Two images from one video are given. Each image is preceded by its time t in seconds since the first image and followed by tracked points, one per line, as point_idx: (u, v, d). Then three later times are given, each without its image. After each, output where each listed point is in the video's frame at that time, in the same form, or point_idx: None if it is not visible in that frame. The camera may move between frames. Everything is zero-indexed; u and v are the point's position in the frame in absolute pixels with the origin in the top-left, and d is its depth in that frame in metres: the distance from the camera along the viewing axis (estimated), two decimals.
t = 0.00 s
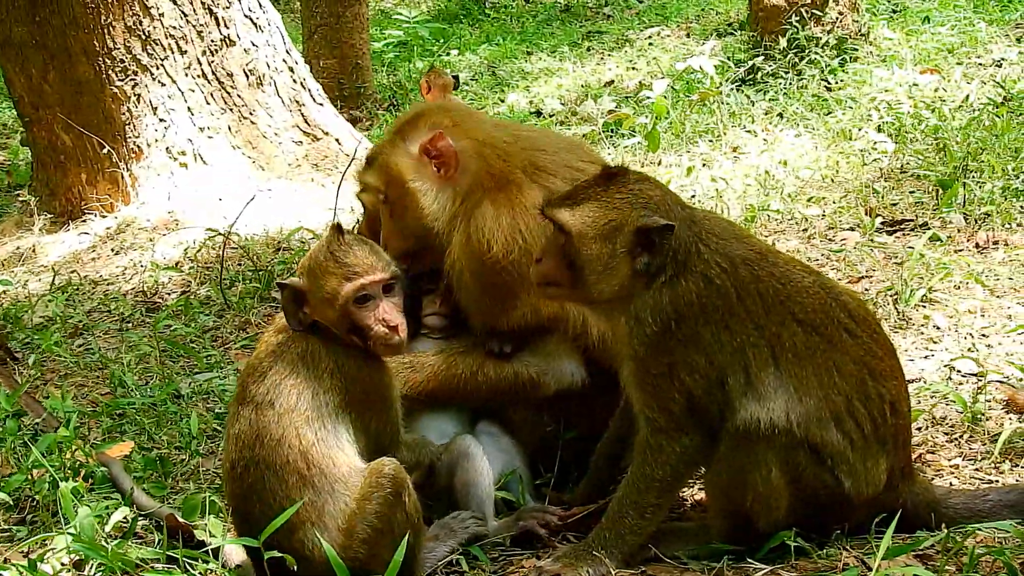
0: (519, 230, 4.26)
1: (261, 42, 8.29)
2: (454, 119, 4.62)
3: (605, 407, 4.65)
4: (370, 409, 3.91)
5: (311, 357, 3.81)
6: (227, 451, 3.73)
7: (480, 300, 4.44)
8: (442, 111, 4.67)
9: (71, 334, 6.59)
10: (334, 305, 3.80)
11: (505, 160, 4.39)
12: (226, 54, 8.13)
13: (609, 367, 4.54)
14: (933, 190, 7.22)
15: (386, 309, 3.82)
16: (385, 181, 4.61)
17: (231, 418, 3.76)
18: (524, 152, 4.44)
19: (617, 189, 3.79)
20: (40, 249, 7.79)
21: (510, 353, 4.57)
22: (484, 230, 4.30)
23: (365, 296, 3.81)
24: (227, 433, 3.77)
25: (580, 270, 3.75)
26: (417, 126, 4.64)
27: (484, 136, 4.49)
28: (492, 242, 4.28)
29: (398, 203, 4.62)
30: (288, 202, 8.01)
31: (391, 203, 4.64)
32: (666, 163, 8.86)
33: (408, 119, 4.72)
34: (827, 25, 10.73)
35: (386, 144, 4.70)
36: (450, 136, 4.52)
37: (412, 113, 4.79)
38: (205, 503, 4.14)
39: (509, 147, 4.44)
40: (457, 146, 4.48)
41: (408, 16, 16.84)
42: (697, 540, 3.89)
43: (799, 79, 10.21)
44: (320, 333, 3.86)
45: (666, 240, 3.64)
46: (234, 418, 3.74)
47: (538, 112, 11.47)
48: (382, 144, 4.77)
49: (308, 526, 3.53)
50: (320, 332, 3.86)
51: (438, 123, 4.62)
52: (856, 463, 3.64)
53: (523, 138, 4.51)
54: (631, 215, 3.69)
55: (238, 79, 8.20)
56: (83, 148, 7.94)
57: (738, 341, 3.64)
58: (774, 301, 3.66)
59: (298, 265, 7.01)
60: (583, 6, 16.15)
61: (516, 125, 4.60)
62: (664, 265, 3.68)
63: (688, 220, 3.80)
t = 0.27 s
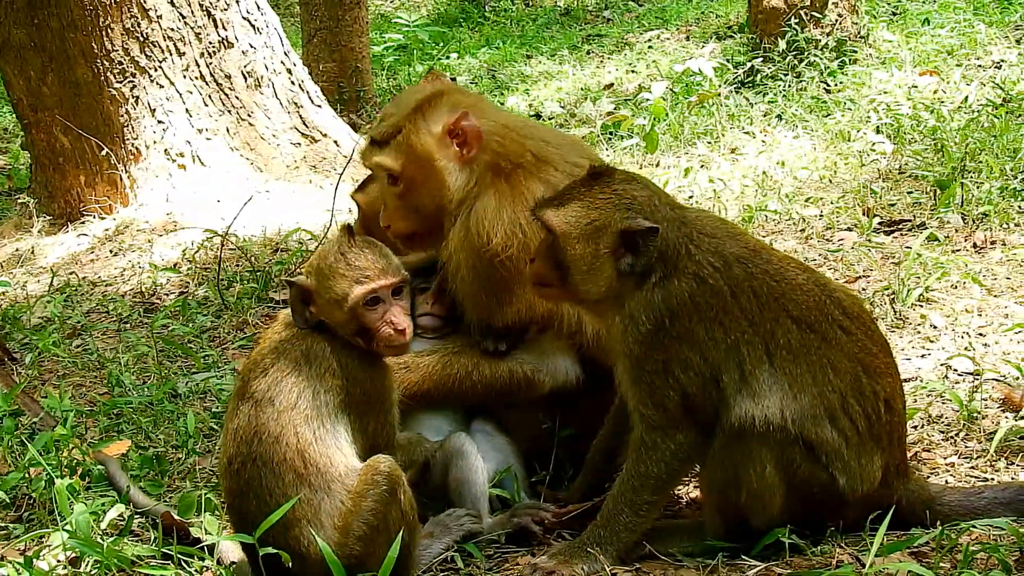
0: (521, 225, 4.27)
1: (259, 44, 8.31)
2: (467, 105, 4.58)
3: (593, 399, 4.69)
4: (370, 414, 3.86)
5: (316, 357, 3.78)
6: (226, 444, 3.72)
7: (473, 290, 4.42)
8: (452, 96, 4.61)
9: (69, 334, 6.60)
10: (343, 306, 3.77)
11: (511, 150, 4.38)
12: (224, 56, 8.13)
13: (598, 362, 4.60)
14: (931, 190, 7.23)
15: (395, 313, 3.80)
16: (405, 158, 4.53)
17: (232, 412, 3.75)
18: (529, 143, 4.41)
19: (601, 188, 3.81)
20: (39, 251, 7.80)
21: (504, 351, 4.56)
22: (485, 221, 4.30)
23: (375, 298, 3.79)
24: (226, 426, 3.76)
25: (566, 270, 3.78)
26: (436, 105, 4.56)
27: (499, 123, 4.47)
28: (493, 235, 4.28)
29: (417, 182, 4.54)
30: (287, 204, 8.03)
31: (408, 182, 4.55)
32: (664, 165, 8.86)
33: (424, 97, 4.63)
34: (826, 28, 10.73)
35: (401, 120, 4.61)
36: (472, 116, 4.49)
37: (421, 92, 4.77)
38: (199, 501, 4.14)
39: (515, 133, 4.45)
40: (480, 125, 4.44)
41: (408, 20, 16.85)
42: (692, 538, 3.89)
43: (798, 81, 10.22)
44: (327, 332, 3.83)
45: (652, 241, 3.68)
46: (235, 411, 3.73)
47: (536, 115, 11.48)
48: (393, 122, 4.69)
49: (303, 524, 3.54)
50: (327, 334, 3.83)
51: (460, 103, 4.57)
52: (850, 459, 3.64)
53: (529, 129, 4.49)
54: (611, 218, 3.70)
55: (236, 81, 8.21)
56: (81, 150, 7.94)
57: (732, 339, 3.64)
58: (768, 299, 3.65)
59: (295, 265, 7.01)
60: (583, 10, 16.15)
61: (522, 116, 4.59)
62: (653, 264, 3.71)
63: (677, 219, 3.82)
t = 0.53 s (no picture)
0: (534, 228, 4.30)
1: (261, 41, 8.31)
2: (460, 113, 4.57)
3: (594, 400, 4.67)
4: (374, 413, 3.87)
5: (320, 355, 3.76)
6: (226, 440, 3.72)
7: (481, 290, 4.46)
8: (442, 105, 4.60)
9: (70, 330, 6.61)
10: (349, 307, 3.73)
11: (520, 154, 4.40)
12: (226, 53, 8.14)
13: (597, 360, 4.59)
14: (932, 188, 7.22)
15: (403, 315, 3.76)
16: (411, 197, 4.47)
17: (232, 408, 3.73)
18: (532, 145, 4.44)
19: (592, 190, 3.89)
20: (40, 247, 7.81)
21: (505, 350, 4.60)
22: (500, 228, 4.33)
23: (383, 300, 3.75)
24: (227, 422, 3.76)
25: (563, 269, 3.87)
26: (427, 134, 4.49)
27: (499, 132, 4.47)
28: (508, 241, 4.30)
29: (425, 210, 4.50)
30: (288, 201, 8.02)
31: (419, 214, 4.51)
32: (665, 162, 8.86)
33: (413, 114, 4.57)
34: (829, 26, 10.70)
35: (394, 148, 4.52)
36: (467, 138, 4.46)
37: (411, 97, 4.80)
38: (198, 498, 4.14)
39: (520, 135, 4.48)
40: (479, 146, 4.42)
41: (411, 17, 16.85)
42: (690, 535, 3.88)
43: (801, 79, 10.21)
44: (331, 330, 3.79)
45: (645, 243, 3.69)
46: (236, 408, 3.72)
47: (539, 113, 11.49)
48: (384, 139, 4.61)
49: (302, 520, 3.53)
50: (332, 332, 3.79)
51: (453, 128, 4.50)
52: (849, 458, 3.62)
53: (528, 129, 4.54)
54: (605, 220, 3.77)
55: (237, 78, 8.21)
56: (83, 146, 7.97)
57: (730, 336, 3.64)
58: (765, 297, 3.65)
59: (295, 263, 7.01)
60: (587, 7, 16.14)
61: (515, 115, 4.63)
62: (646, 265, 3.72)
63: (669, 217, 3.87)
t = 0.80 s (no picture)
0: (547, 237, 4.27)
1: (268, 37, 8.34)
2: (463, 131, 4.55)
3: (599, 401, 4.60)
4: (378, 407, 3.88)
5: (321, 351, 3.75)
6: (227, 432, 3.71)
7: (490, 295, 4.37)
8: (445, 122, 4.62)
9: (75, 325, 6.62)
10: (355, 304, 3.74)
11: (526, 167, 4.39)
12: (232, 49, 8.16)
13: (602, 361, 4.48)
14: (939, 188, 7.21)
15: (407, 313, 3.77)
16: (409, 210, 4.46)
17: (235, 400, 3.72)
18: (534, 158, 4.43)
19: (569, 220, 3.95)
20: (47, 242, 7.83)
21: (510, 352, 4.50)
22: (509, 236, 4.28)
23: (389, 297, 3.76)
24: (228, 414, 3.75)
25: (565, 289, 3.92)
26: (429, 151, 4.46)
27: (502, 151, 4.44)
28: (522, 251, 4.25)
29: (424, 226, 4.49)
30: (294, 197, 8.07)
31: (417, 222, 4.50)
32: (672, 161, 8.86)
33: (416, 129, 4.60)
34: (837, 25, 10.70)
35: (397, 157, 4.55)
36: (471, 160, 4.41)
37: (411, 110, 4.82)
38: (199, 491, 4.14)
39: (526, 151, 4.46)
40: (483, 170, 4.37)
41: (420, 15, 16.85)
42: (692, 533, 3.87)
43: (809, 79, 10.20)
44: (336, 326, 3.80)
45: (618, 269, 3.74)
46: (238, 401, 3.71)
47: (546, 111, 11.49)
48: (388, 148, 4.64)
49: (303, 514, 3.52)
50: (337, 328, 3.80)
51: (455, 147, 4.46)
52: (852, 455, 3.60)
53: (530, 139, 4.55)
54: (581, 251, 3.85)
55: (244, 74, 8.24)
56: (90, 142, 7.97)
57: (732, 334, 3.64)
58: (767, 294, 3.65)
59: (301, 259, 7.01)
60: (595, 6, 16.13)
61: (516, 124, 4.63)
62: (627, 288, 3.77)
63: (653, 227, 3.89)
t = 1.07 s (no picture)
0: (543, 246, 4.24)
1: (279, 32, 8.34)
2: (462, 145, 4.49)
3: (605, 398, 4.57)
4: (385, 403, 3.84)
5: (324, 349, 3.71)
6: (230, 426, 3.68)
7: (490, 300, 4.37)
8: (444, 131, 4.55)
9: (83, 321, 6.63)
10: (362, 303, 3.72)
11: (522, 179, 4.37)
12: (243, 44, 8.15)
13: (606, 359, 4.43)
14: (950, 186, 7.19)
15: (416, 313, 3.77)
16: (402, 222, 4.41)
17: (239, 396, 3.69)
18: (531, 168, 4.42)
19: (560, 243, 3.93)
20: (57, 237, 7.86)
21: (514, 353, 4.47)
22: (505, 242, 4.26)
23: (398, 296, 3.75)
24: (232, 409, 3.72)
25: (567, 303, 3.93)
26: (427, 162, 4.41)
27: (498, 165, 4.41)
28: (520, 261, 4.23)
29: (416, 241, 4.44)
30: (303, 193, 8.12)
31: (406, 233, 4.44)
32: (682, 158, 8.85)
33: (414, 138, 4.55)
34: (851, 22, 10.67)
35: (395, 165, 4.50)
36: (468, 176, 4.35)
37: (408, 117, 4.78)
38: (203, 487, 4.14)
39: (524, 164, 4.44)
40: (479, 187, 4.32)
41: (435, 10, 16.85)
42: (696, 531, 3.86)
43: (821, 75, 10.19)
44: (340, 323, 3.77)
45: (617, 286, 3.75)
46: (243, 397, 3.68)
47: (559, 107, 11.48)
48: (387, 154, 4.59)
49: (305, 512, 3.50)
50: (342, 326, 3.77)
51: (452, 160, 4.41)
52: (856, 455, 3.57)
53: (527, 148, 4.54)
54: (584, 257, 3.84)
55: (255, 70, 8.24)
56: (101, 137, 7.98)
57: (735, 334, 3.62)
58: (769, 293, 3.63)
59: (309, 255, 7.01)
60: (610, 2, 16.11)
61: (511, 132, 4.62)
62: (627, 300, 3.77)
63: (647, 238, 3.88)
